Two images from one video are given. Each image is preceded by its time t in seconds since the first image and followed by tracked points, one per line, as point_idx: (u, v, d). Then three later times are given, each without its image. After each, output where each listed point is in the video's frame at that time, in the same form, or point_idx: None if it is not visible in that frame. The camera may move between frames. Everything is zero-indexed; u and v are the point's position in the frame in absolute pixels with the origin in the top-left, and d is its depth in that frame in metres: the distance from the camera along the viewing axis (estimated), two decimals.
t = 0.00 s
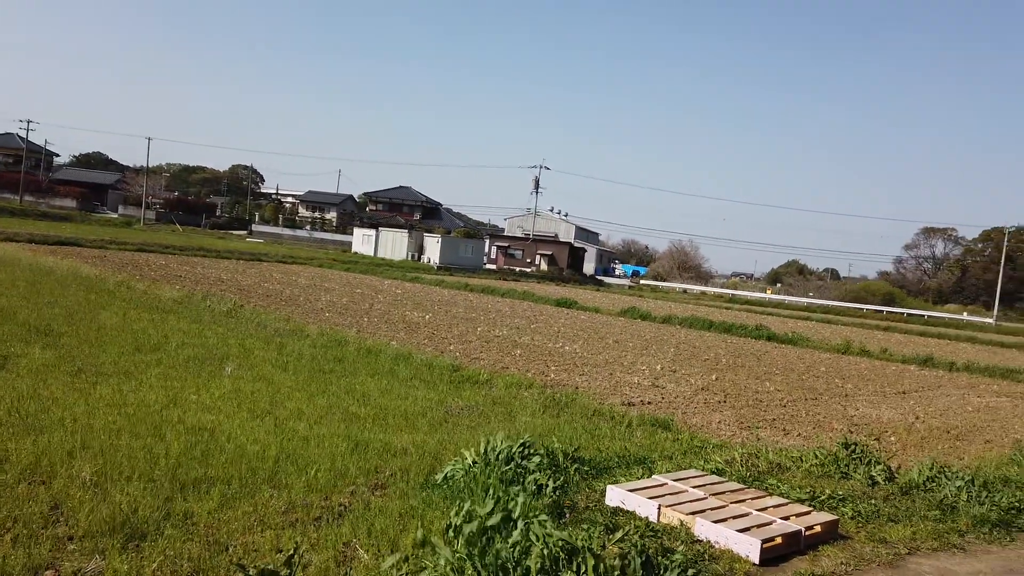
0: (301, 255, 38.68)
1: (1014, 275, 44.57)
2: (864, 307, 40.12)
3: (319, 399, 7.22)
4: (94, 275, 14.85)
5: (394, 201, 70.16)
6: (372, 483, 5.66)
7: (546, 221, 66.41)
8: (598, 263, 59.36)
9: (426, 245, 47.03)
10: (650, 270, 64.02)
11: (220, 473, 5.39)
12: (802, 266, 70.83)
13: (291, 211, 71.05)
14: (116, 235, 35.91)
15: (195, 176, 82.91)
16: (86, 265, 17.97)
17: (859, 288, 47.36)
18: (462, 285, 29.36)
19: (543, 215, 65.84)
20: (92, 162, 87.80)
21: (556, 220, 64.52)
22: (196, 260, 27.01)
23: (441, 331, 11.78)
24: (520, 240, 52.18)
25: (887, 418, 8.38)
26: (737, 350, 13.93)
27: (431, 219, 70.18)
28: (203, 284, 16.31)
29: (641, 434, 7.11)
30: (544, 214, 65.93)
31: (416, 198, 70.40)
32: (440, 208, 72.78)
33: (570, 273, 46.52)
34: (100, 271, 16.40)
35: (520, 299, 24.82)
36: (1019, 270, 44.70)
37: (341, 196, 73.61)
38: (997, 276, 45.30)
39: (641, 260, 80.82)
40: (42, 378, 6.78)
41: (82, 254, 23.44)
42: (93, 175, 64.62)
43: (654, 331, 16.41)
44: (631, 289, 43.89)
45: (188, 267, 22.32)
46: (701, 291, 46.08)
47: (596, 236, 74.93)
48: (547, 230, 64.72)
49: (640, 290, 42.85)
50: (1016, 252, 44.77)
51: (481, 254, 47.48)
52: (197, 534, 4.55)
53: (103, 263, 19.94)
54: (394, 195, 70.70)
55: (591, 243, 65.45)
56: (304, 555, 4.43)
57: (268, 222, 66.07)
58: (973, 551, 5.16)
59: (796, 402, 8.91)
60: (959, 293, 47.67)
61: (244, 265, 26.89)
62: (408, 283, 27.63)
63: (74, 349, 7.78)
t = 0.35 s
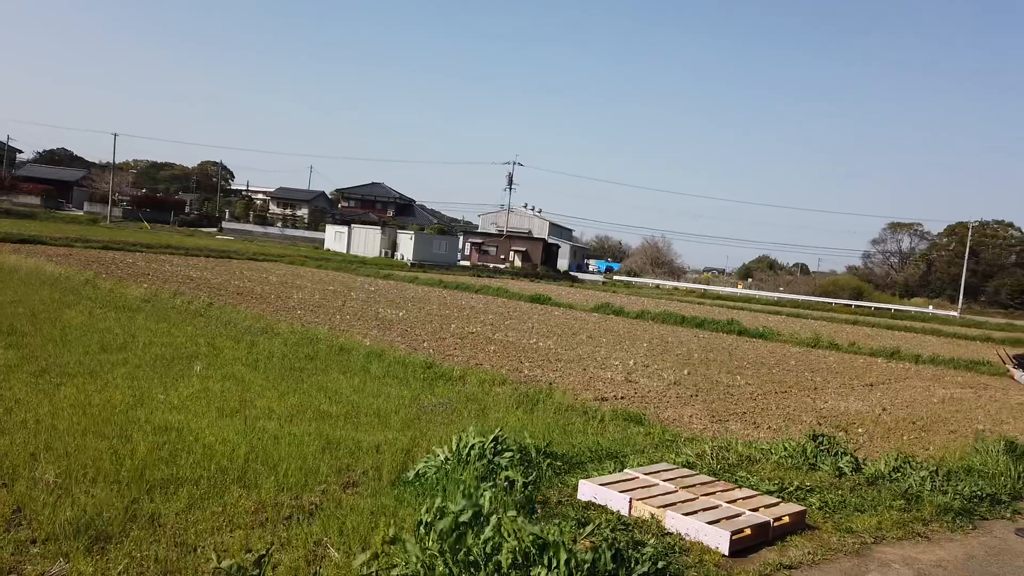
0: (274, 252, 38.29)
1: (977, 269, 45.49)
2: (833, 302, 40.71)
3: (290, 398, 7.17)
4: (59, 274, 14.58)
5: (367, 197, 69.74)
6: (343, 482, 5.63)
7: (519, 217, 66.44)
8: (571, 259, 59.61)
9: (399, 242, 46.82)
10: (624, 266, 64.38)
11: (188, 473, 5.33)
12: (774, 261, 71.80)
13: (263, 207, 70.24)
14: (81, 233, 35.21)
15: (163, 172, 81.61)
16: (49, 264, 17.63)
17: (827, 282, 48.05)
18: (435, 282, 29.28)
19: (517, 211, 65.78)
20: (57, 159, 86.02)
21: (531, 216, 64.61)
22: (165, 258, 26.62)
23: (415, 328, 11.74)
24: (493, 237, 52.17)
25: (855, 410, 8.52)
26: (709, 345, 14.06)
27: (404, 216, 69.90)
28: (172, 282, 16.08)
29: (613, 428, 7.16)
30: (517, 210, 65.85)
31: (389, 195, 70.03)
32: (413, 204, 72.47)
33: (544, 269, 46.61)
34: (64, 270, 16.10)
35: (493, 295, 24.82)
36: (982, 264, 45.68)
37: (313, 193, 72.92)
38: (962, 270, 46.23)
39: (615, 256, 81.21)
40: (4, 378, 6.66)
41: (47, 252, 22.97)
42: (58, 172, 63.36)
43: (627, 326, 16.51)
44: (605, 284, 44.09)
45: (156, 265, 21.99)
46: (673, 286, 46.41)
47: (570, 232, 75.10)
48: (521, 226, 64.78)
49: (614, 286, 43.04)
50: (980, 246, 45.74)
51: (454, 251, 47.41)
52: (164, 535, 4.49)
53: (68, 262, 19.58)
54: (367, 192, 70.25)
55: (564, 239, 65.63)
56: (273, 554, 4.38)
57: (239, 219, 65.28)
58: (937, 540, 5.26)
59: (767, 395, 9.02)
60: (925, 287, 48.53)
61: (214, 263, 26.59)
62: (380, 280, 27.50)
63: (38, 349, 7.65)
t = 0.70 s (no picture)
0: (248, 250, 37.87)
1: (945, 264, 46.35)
2: (806, 297, 41.24)
3: (264, 398, 7.11)
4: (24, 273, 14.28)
5: (343, 195, 69.30)
6: (317, 482, 5.59)
7: (495, 214, 66.40)
8: (548, 256, 59.80)
9: (375, 240, 46.61)
10: (600, 263, 64.67)
11: (158, 475, 5.26)
12: (748, 257, 72.60)
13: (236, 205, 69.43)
14: (47, 232, 34.52)
15: (133, 170, 80.29)
16: (14, 263, 17.26)
17: (799, 278, 48.68)
18: (410, 279, 29.18)
19: (494, 208, 65.80)
20: (23, 155, 84.23)
21: (507, 213, 64.65)
22: (135, 256, 26.20)
23: (390, 326, 11.70)
24: (469, 234, 52.10)
25: (826, 404, 8.64)
26: (683, 340, 14.17)
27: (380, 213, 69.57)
28: (142, 282, 15.83)
29: (589, 425, 7.18)
30: (492, 207, 65.77)
31: (365, 192, 69.64)
32: (389, 202, 72.15)
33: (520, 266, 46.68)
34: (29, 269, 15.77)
35: (468, 293, 24.80)
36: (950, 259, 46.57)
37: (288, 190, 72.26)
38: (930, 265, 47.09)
39: (591, 253, 81.54)
40: None
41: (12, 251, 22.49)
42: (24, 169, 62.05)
43: (602, 323, 16.59)
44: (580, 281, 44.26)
45: (126, 264, 21.65)
46: (648, 283, 46.71)
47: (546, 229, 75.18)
48: (498, 223, 64.80)
49: (590, 283, 43.22)
50: (947, 242, 46.62)
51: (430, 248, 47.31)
52: (134, 538, 4.42)
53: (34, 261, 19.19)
54: (342, 189, 69.80)
55: (541, 237, 65.76)
56: (245, 555, 4.33)
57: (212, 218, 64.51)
58: (906, 531, 5.35)
59: (740, 390, 9.11)
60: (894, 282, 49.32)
61: (185, 262, 26.22)
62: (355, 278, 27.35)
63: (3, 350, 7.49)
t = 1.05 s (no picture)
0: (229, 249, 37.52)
1: (923, 260, 46.90)
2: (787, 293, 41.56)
3: (245, 397, 7.06)
4: None
5: (325, 193, 68.92)
6: (299, 482, 5.55)
7: (479, 212, 66.32)
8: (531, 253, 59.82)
9: (358, 238, 46.40)
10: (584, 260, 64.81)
11: (137, 476, 5.21)
12: (730, 254, 73.07)
13: (217, 203, 68.83)
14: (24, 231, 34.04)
15: (111, 168, 79.30)
16: None
17: (781, 274, 49.07)
18: (394, 277, 29.09)
19: (477, 206, 65.72)
20: None
21: (490, 211, 64.61)
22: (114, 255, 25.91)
23: (373, 325, 11.66)
24: (452, 231, 52.03)
25: (808, 399, 8.72)
26: (666, 337, 14.24)
27: (363, 211, 69.27)
28: (121, 281, 15.65)
29: (572, 422, 7.20)
30: (474, 204, 65.61)
31: (348, 190, 69.30)
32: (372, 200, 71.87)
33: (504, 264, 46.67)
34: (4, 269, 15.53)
35: (451, 290, 24.77)
36: (928, 255, 47.17)
37: (270, 188, 71.74)
38: (909, 260, 47.63)
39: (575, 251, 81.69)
40: None
41: None
42: None
43: (585, 320, 16.63)
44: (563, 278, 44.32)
45: (104, 263, 21.39)
46: (631, 279, 46.88)
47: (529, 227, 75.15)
48: (481, 221, 64.74)
49: (574, 280, 43.31)
50: (925, 238, 47.21)
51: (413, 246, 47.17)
52: (112, 539, 4.37)
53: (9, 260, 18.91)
54: (325, 187, 69.43)
55: (525, 234, 65.78)
56: (226, 556, 4.29)
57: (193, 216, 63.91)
58: (885, 524, 5.42)
59: (723, 386, 9.17)
60: (874, 277, 49.85)
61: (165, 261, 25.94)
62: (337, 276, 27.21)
63: None
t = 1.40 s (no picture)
0: (214, 249, 37.25)
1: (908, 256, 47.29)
2: (774, 290, 41.79)
3: (231, 398, 7.02)
4: None
5: (311, 192, 68.65)
6: (285, 482, 5.53)
7: (466, 211, 66.25)
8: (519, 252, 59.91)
9: (345, 237, 46.25)
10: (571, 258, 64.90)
11: (121, 478, 5.17)
12: (716, 252, 73.40)
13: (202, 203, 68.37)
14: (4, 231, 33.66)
15: (94, 168, 78.56)
16: None
17: (767, 271, 49.34)
18: (380, 277, 29.01)
19: (464, 204, 65.65)
20: None
21: (478, 210, 64.57)
22: (96, 256, 25.67)
23: (359, 324, 11.64)
24: (439, 230, 51.95)
25: (793, 395, 8.78)
26: (653, 334, 14.29)
27: (350, 211, 69.03)
28: (104, 282, 15.51)
29: (559, 420, 7.22)
30: (462, 203, 65.56)
31: (335, 189, 69.04)
32: (359, 199, 71.65)
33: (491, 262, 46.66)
34: None
35: (438, 289, 24.73)
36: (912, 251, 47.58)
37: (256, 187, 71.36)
38: (893, 257, 48.01)
39: (562, 249, 81.82)
40: None
41: None
42: None
43: (572, 318, 16.66)
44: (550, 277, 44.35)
45: (87, 263, 21.20)
46: (618, 277, 46.99)
47: (517, 225, 75.11)
48: (468, 220, 64.70)
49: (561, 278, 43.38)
50: (909, 234, 47.61)
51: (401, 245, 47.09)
52: (96, 542, 4.33)
53: None
54: (311, 186, 69.15)
55: (512, 233, 65.82)
56: (211, 558, 4.26)
57: (178, 216, 63.47)
58: (870, 518, 5.46)
59: (709, 383, 9.21)
60: (858, 274, 50.21)
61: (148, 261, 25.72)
62: (323, 275, 27.10)
63: None
